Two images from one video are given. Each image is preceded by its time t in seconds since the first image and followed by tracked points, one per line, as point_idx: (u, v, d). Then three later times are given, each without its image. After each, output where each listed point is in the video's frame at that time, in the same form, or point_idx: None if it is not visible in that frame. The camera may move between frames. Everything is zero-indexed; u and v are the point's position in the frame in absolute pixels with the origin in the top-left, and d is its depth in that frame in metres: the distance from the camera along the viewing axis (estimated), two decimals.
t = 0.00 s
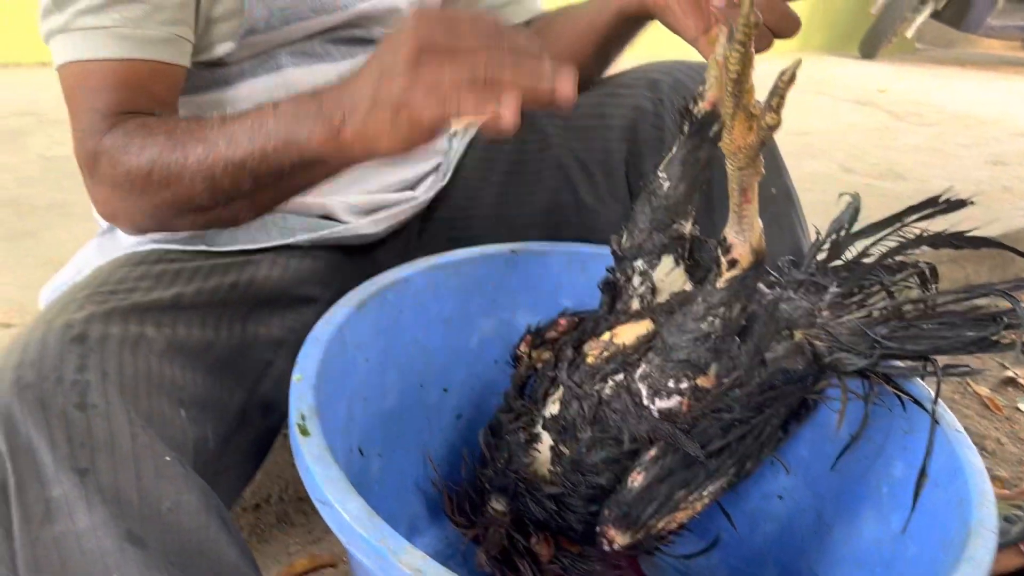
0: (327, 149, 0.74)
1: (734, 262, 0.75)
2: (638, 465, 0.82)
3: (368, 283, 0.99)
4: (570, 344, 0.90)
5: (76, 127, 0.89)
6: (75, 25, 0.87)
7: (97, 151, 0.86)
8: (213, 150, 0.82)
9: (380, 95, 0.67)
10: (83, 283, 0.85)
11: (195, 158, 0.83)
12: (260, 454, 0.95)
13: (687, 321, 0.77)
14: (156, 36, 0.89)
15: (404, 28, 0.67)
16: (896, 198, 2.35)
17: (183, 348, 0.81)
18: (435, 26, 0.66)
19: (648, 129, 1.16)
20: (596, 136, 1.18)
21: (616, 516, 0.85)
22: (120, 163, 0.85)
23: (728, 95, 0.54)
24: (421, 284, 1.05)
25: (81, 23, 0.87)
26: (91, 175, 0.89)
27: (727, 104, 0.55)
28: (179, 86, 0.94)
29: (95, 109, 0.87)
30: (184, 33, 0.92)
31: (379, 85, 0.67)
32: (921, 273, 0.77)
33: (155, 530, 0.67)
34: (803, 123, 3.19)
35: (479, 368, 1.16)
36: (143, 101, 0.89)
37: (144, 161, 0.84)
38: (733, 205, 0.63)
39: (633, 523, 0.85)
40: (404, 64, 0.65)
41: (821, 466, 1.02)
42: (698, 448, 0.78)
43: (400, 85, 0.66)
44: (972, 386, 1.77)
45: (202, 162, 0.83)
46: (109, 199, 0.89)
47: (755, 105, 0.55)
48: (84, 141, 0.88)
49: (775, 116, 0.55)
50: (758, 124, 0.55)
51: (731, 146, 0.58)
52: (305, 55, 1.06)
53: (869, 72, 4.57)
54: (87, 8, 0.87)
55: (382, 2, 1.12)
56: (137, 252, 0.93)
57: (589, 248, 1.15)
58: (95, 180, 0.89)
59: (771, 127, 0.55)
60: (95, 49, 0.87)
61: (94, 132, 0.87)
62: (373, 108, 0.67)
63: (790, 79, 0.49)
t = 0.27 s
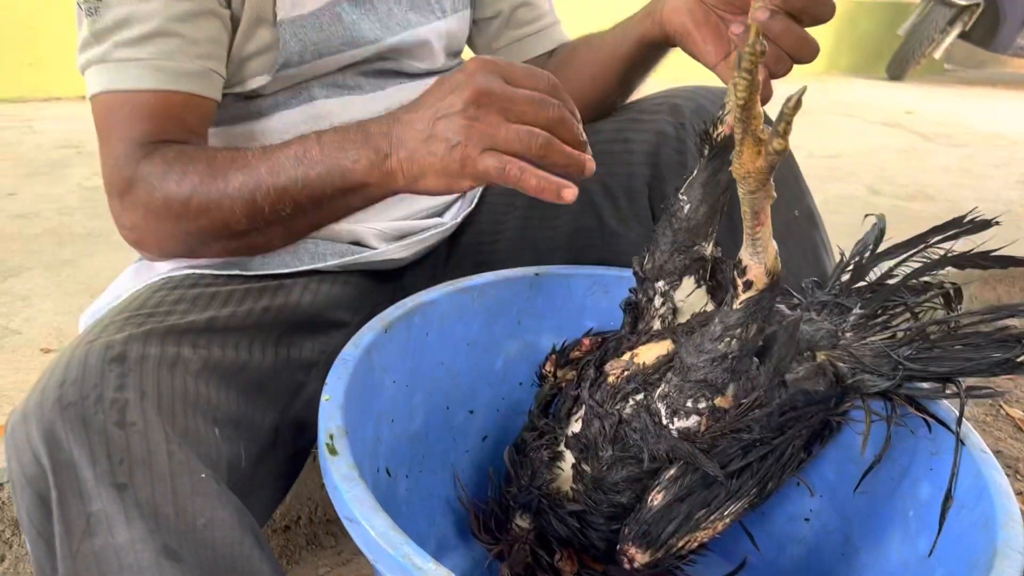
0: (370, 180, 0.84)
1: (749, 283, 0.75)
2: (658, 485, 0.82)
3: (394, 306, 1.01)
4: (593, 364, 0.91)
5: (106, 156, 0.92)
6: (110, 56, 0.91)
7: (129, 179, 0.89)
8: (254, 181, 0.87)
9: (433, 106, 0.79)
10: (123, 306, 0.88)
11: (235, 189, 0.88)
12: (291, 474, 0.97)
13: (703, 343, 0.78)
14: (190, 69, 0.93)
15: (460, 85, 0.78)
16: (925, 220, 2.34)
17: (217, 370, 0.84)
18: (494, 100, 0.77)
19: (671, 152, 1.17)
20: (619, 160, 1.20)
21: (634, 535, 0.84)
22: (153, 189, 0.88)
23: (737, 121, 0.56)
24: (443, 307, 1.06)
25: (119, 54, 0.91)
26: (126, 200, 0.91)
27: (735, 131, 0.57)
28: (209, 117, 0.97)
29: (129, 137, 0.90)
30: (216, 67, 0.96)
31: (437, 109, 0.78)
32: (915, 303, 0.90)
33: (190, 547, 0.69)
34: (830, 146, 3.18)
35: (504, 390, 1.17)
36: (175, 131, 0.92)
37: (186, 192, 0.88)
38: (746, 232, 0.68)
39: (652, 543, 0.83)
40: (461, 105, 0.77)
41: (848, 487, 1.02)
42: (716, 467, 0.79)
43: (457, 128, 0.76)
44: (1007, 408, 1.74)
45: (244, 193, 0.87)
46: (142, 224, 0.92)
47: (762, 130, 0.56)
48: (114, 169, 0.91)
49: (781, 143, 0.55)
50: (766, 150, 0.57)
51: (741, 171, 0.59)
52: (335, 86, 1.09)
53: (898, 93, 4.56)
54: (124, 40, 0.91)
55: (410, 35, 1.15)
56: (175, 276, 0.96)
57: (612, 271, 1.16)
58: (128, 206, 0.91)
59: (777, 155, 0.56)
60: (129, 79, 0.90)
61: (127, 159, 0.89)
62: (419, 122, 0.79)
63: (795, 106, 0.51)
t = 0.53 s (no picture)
0: (391, 224, 0.85)
1: (752, 301, 0.78)
2: (667, 501, 0.84)
3: (408, 325, 1.03)
4: (603, 381, 0.93)
5: (143, 187, 0.96)
6: (142, 92, 0.94)
7: (164, 211, 0.93)
8: (281, 220, 0.89)
9: (439, 159, 0.78)
10: (145, 326, 0.91)
11: (262, 224, 0.89)
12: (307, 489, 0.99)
13: (710, 357, 0.80)
14: (218, 101, 0.96)
15: (464, 138, 0.77)
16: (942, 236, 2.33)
17: (235, 387, 0.86)
18: (496, 161, 0.76)
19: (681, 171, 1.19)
20: (630, 179, 1.22)
21: (644, 550, 0.85)
22: (187, 223, 0.92)
23: (731, 146, 0.61)
24: (456, 326, 1.08)
25: (149, 90, 0.94)
26: (161, 231, 0.95)
27: (732, 156, 0.62)
28: (237, 145, 1.00)
29: (164, 171, 0.94)
30: (243, 99, 0.99)
31: (441, 168, 0.78)
32: (927, 319, 0.89)
33: (207, 559, 0.71)
34: (847, 163, 3.18)
35: (517, 407, 1.19)
36: (208, 163, 0.96)
37: (216, 226, 0.90)
38: (747, 249, 0.74)
39: (662, 559, 0.84)
40: (462, 167, 0.76)
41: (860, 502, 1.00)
42: (724, 483, 0.79)
43: (462, 191, 0.77)
44: None
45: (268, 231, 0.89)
46: (176, 255, 0.95)
47: (755, 154, 0.62)
48: (150, 201, 0.95)
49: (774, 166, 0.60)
50: (759, 173, 0.62)
51: (737, 194, 0.65)
52: (349, 109, 1.12)
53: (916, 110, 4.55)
54: (154, 75, 0.94)
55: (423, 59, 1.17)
56: (194, 296, 0.99)
57: (624, 289, 1.18)
58: (163, 237, 0.95)
59: (769, 176, 0.60)
60: (160, 114, 0.94)
61: (163, 193, 0.93)
62: (426, 185, 0.79)
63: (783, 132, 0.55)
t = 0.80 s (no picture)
0: (409, 277, 0.89)
1: (754, 311, 0.78)
2: (672, 510, 0.83)
3: (415, 336, 1.04)
4: (609, 391, 0.93)
5: (155, 205, 0.97)
6: (152, 111, 0.95)
7: (181, 234, 0.95)
8: (300, 259, 0.92)
9: (457, 233, 0.82)
10: (153, 338, 0.92)
11: (280, 259, 0.93)
12: (314, 500, 1.00)
13: (712, 368, 0.80)
14: (228, 121, 0.98)
15: (483, 223, 0.80)
16: (953, 248, 2.32)
17: (242, 400, 0.87)
18: (512, 252, 0.80)
19: (686, 182, 1.20)
20: (635, 192, 1.22)
21: (648, 560, 0.84)
22: (204, 248, 0.94)
23: (732, 154, 0.62)
24: (463, 337, 1.09)
25: (159, 109, 0.95)
26: (174, 250, 0.97)
27: (732, 164, 0.63)
28: (246, 163, 1.02)
29: (179, 192, 0.96)
30: (252, 118, 1.01)
31: (459, 247, 0.82)
32: (932, 331, 0.89)
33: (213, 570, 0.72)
34: (858, 175, 3.18)
35: (523, 419, 1.20)
36: (221, 184, 0.98)
37: (235, 254, 0.93)
38: (749, 259, 0.74)
39: (667, 569, 0.84)
40: (480, 252, 0.81)
41: (869, 515, 0.98)
42: (728, 492, 0.79)
43: (478, 274, 0.82)
44: None
45: (289, 267, 0.93)
46: (189, 274, 0.98)
47: (756, 162, 0.62)
48: (164, 221, 0.97)
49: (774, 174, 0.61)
50: (760, 181, 0.63)
51: (738, 203, 0.65)
52: (359, 123, 1.13)
53: (928, 121, 4.54)
54: (164, 94, 0.95)
55: (431, 74, 1.19)
56: (203, 309, 1.00)
57: (631, 300, 1.18)
58: (176, 254, 0.97)
59: (770, 184, 0.61)
60: (171, 134, 0.95)
61: (179, 214, 0.95)
62: (445, 255, 0.83)
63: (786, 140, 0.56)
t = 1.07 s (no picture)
0: (414, 294, 0.91)
1: (758, 314, 0.78)
2: (675, 514, 0.83)
3: (420, 340, 1.04)
4: (614, 395, 0.93)
5: (163, 211, 0.99)
6: (158, 117, 0.96)
7: (188, 240, 0.97)
8: (306, 270, 0.94)
9: (462, 254, 0.84)
10: (159, 342, 0.92)
11: (287, 271, 0.94)
12: (320, 503, 1.00)
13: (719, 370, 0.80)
14: (233, 126, 0.98)
15: (488, 246, 0.83)
16: (961, 253, 2.31)
17: (248, 403, 0.87)
18: (515, 275, 0.82)
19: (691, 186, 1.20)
20: (641, 197, 1.23)
21: (653, 562, 0.84)
22: (210, 256, 0.95)
23: (732, 157, 0.62)
24: (468, 342, 1.09)
25: (165, 115, 0.96)
26: (182, 256, 0.98)
27: (732, 167, 0.63)
28: (253, 167, 1.03)
29: (189, 199, 0.97)
30: (257, 123, 1.01)
31: (463, 266, 0.84)
32: (938, 334, 0.89)
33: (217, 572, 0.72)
34: (866, 180, 3.17)
35: (529, 423, 1.20)
36: (227, 191, 0.99)
37: (241, 263, 0.95)
38: (752, 262, 0.73)
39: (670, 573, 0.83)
40: (483, 275, 0.83)
41: (876, 520, 0.98)
42: (732, 496, 0.79)
43: (483, 295, 0.84)
44: None
45: (294, 279, 0.94)
46: (195, 281, 0.99)
47: (756, 166, 0.63)
48: (172, 226, 0.98)
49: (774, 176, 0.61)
50: (760, 184, 0.63)
51: (739, 206, 0.66)
52: (367, 127, 1.14)
53: (937, 126, 4.53)
54: (170, 99, 0.96)
55: (438, 78, 1.19)
56: (210, 313, 1.00)
57: (636, 305, 1.18)
58: (184, 260, 0.98)
59: (769, 187, 0.61)
60: (177, 140, 0.96)
61: (187, 220, 0.97)
62: (450, 275, 0.86)
63: (786, 140, 0.56)
